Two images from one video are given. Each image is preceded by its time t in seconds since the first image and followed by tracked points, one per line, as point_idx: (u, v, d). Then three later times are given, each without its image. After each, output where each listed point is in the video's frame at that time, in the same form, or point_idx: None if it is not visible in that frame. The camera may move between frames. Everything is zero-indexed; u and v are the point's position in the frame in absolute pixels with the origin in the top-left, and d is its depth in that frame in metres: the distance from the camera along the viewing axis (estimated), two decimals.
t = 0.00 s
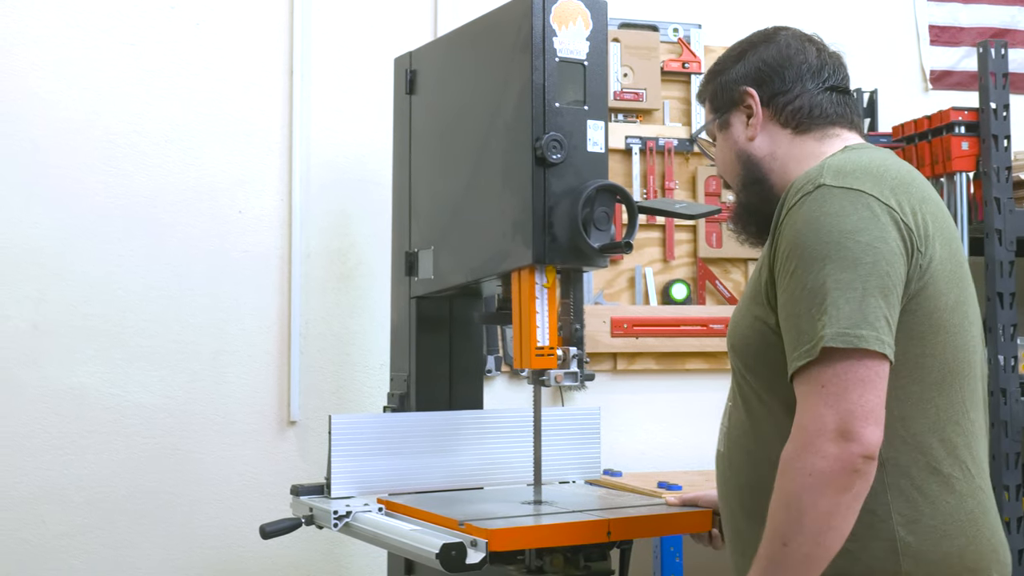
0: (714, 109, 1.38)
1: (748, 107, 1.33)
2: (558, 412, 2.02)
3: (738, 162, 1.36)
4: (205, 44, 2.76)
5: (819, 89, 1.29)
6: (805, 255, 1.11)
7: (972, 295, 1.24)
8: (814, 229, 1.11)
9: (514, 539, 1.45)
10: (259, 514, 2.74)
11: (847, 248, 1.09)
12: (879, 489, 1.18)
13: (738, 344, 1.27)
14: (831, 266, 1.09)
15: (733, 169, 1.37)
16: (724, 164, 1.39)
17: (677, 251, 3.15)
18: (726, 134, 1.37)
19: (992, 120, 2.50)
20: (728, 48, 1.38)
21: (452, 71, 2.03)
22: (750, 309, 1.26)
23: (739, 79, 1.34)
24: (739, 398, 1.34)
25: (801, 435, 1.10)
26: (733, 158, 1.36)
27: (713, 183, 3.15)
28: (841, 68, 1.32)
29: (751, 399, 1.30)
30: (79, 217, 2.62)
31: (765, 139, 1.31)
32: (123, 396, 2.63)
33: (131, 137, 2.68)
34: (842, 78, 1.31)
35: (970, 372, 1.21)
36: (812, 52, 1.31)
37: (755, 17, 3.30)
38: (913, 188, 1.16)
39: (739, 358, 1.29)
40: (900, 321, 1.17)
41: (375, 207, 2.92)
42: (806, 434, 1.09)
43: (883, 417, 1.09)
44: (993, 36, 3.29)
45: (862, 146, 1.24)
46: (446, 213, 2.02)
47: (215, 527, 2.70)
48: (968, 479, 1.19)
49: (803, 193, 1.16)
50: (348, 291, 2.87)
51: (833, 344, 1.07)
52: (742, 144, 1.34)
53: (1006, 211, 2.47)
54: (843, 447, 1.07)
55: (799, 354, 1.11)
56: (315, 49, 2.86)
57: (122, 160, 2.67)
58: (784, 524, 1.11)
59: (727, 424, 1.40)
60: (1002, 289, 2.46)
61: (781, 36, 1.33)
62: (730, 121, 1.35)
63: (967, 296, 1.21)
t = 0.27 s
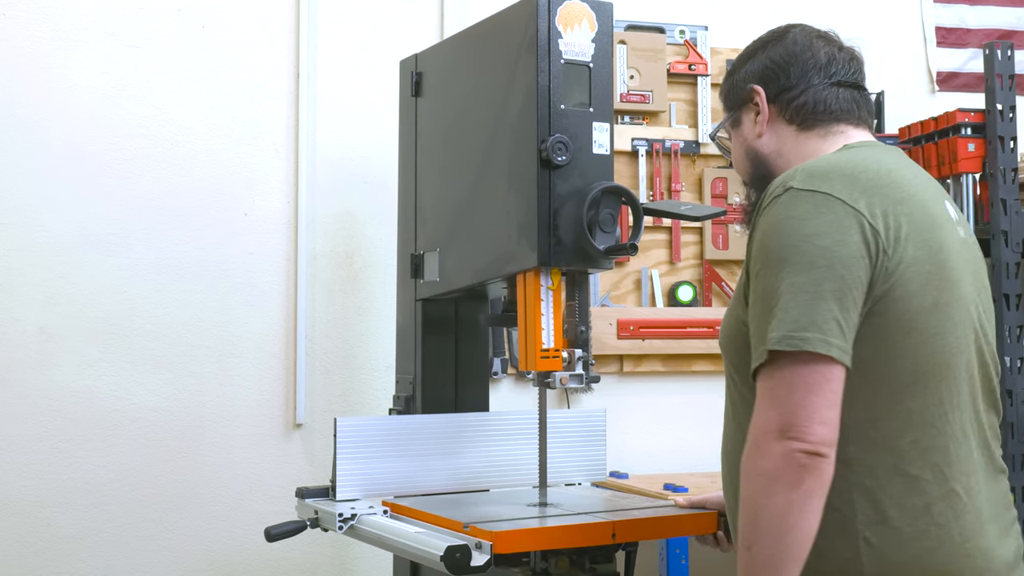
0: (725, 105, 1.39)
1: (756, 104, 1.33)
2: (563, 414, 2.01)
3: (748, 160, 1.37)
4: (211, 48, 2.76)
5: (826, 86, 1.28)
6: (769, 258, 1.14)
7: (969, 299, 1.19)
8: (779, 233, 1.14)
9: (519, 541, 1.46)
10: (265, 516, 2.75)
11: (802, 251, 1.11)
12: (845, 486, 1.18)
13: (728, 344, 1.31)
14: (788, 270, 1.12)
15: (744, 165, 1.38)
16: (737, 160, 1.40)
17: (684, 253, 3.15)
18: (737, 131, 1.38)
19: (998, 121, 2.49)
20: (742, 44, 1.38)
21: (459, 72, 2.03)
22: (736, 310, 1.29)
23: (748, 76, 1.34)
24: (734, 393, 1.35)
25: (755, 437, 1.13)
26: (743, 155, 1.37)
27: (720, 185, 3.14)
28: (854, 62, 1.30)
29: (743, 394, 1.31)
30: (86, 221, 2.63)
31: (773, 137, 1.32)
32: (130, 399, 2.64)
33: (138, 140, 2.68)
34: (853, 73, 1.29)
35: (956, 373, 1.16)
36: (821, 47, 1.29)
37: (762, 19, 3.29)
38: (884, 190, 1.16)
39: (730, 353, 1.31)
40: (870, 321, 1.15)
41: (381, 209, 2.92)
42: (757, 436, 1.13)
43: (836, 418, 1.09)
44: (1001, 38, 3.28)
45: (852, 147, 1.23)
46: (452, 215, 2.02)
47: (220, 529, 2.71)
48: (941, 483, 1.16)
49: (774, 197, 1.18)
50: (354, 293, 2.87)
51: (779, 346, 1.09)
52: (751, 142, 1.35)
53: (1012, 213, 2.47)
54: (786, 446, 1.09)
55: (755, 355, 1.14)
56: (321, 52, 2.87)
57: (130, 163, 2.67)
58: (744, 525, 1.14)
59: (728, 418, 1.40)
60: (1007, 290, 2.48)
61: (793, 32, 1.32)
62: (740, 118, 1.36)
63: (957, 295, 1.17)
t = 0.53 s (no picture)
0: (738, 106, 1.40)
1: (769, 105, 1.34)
2: (564, 415, 2.01)
3: (760, 160, 1.39)
4: (213, 49, 2.77)
5: (837, 89, 1.29)
6: (750, 265, 1.19)
7: (958, 308, 1.21)
8: (760, 240, 1.18)
9: (520, 543, 1.45)
10: (267, 518, 2.75)
11: (780, 258, 1.16)
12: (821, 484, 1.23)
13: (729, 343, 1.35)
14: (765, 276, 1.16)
15: (756, 165, 1.40)
16: (749, 160, 1.42)
17: (685, 255, 3.14)
18: (749, 132, 1.39)
19: (1000, 123, 2.50)
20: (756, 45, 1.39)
21: (461, 73, 2.03)
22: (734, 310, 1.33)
23: (761, 78, 1.35)
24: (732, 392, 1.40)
25: (723, 423, 1.16)
26: (755, 155, 1.39)
27: (721, 187, 3.14)
28: (866, 65, 1.31)
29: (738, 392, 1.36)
30: (88, 223, 2.63)
31: (784, 139, 1.34)
32: (132, 401, 2.64)
33: (140, 142, 2.69)
34: (865, 76, 1.31)
35: (934, 380, 1.18)
36: (834, 50, 1.30)
37: (764, 20, 3.29)
38: (861, 201, 1.19)
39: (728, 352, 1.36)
40: (848, 326, 1.19)
41: (382, 210, 2.92)
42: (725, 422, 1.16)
43: (805, 426, 1.12)
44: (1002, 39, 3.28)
45: (847, 157, 1.26)
46: (453, 216, 2.02)
47: (222, 531, 2.71)
48: (913, 486, 1.18)
49: (759, 205, 1.22)
50: (357, 295, 2.88)
51: (753, 349, 1.14)
52: (763, 142, 1.36)
53: (1014, 213, 2.48)
54: (750, 440, 1.13)
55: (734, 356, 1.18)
56: (323, 54, 2.87)
57: (131, 165, 2.68)
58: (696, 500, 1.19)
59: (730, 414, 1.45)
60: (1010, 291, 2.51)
61: (807, 34, 1.33)
62: (753, 119, 1.38)
63: (939, 304, 1.19)
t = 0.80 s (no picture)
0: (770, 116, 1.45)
1: (801, 117, 1.39)
2: (567, 417, 2.01)
3: (792, 169, 1.44)
4: (214, 50, 2.77)
5: (869, 101, 1.35)
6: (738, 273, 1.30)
7: (958, 308, 1.25)
8: (747, 250, 1.29)
9: (523, 545, 1.44)
10: (268, 519, 2.75)
11: (760, 269, 1.26)
12: (824, 477, 1.30)
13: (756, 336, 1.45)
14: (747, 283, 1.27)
15: (788, 173, 1.45)
16: (781, 168, 1.47)
17: (687, 256, 3.14)
18: (781, 142, 1.44)
19: (1001, 124, 2.49)
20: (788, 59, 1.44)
21: (463, 75, 2.03)
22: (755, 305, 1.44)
23: (793, 90, 1.40)
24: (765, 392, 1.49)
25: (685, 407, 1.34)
26: (788, 165, 1.44)
27: (723, 188, 3.12)
28: (894, 80, 1.37)
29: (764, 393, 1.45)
30: (89, 224, 2.63)
31: (817, 149, 1.39)
32: (133, 401, 2.64)
33: (141, 143, 2.69)
34: (893, 90, 1.37)
35: (932, 379, 1.23)
36: (865, 64, 1.36)
37: (766, 21, 3.29)
38: (849, 208, 1.26)
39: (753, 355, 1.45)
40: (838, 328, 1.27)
41: (383, 211, 2.92)
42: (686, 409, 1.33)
43: (746, 429, 1.27)
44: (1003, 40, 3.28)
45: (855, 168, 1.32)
46: (456, 218, 2.01)
47: (224, 532, 2.71)
48: (910, 481, 1.24)
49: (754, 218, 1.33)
50: (358, 295, 2.87)
51: (727, 353, 1.26)
52: (795, 152, 1.42)
53: (1015, 216, 2.47)
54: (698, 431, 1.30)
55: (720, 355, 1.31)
56: (324, 54, 2.87)
57: (132, 165, 2.68)
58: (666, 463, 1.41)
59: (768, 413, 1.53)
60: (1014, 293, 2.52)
61: (839, 49, 1.38)
62: (786, 129, 1.42)
63: (937, 306, 1.24)
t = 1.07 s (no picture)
0: (807, 127, 1.48)
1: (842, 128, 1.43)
2: (567, 418, 2.01)
3: (829, 179, 1.47)
4: (215, 50, 2.77)
5: (908, 114, 1.39)
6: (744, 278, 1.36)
7: (958, 309, 1.25)
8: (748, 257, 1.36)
9: (523, 547, 1.44)
10: (268, 520, 2.74)
11: (753, 274, 1.33)
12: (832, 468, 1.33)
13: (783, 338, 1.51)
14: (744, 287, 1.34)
15: (825, 183, 1.48)
16: (817, 178, 1.50)
17: (688, 257, 3.14)
18: (818, 152, 1.47)
19: (1001, 127, 2.49)
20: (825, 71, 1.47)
21: (464, 77, 2.03)
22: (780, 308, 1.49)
23: (833, 102, 1.43)
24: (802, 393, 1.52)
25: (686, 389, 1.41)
26: (826, 174, 1.47)
27: (723, 190, 3.13)
28: (928, 94, 1.42)
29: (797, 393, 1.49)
30: (89, 225, 2.63)
31: (856, 160, 1.43)
32: (132, 402, 2.64)
33: (142, 144, 2.69)
34: (928, 104, 1.41)
35: (928, 375, 1.24)
36: (903, 80, 1.40)
37: (767, 23, 3.28)
38: (837, 218, 1.29)
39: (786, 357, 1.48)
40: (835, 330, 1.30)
41: (384, 212, 2.92)
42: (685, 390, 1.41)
43: (731, 407, 1.35)
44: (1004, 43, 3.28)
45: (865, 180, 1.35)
46: (456, 219, 2.01)
47: (224, 534, 2.70)
48: (907, 476, 1.25)
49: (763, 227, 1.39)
50: (359, 297, 2.87)
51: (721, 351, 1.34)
52: (835, 162, 1.45)
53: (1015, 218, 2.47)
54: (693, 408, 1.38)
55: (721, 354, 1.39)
56: (325, 55, 2.87)
57: (132, 166, 2.67)
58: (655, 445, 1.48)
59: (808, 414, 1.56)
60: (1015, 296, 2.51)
61: (876, 63, 1.42)
62: (824, 140, 1.45)
63: (932, 307, 1.24)
